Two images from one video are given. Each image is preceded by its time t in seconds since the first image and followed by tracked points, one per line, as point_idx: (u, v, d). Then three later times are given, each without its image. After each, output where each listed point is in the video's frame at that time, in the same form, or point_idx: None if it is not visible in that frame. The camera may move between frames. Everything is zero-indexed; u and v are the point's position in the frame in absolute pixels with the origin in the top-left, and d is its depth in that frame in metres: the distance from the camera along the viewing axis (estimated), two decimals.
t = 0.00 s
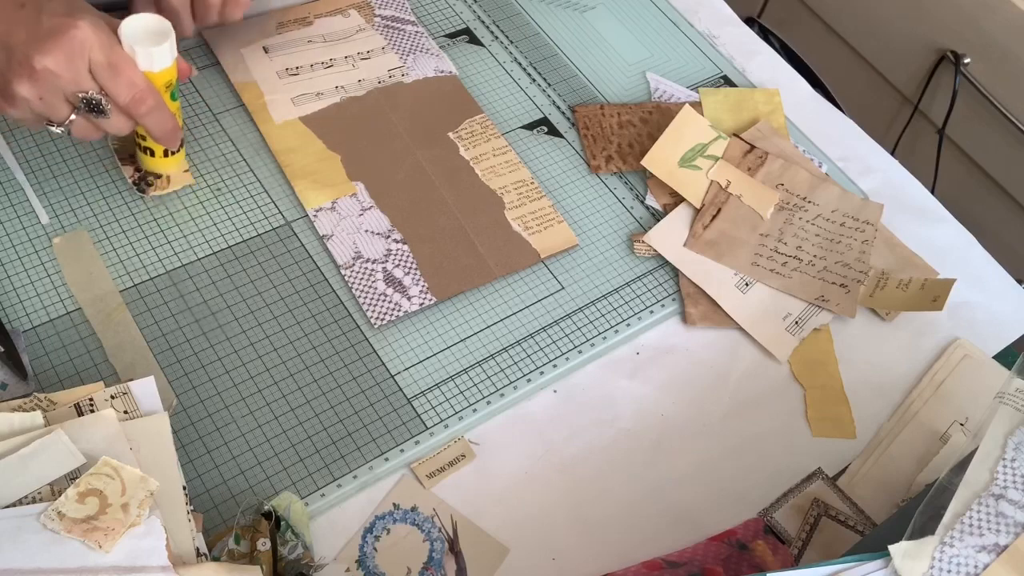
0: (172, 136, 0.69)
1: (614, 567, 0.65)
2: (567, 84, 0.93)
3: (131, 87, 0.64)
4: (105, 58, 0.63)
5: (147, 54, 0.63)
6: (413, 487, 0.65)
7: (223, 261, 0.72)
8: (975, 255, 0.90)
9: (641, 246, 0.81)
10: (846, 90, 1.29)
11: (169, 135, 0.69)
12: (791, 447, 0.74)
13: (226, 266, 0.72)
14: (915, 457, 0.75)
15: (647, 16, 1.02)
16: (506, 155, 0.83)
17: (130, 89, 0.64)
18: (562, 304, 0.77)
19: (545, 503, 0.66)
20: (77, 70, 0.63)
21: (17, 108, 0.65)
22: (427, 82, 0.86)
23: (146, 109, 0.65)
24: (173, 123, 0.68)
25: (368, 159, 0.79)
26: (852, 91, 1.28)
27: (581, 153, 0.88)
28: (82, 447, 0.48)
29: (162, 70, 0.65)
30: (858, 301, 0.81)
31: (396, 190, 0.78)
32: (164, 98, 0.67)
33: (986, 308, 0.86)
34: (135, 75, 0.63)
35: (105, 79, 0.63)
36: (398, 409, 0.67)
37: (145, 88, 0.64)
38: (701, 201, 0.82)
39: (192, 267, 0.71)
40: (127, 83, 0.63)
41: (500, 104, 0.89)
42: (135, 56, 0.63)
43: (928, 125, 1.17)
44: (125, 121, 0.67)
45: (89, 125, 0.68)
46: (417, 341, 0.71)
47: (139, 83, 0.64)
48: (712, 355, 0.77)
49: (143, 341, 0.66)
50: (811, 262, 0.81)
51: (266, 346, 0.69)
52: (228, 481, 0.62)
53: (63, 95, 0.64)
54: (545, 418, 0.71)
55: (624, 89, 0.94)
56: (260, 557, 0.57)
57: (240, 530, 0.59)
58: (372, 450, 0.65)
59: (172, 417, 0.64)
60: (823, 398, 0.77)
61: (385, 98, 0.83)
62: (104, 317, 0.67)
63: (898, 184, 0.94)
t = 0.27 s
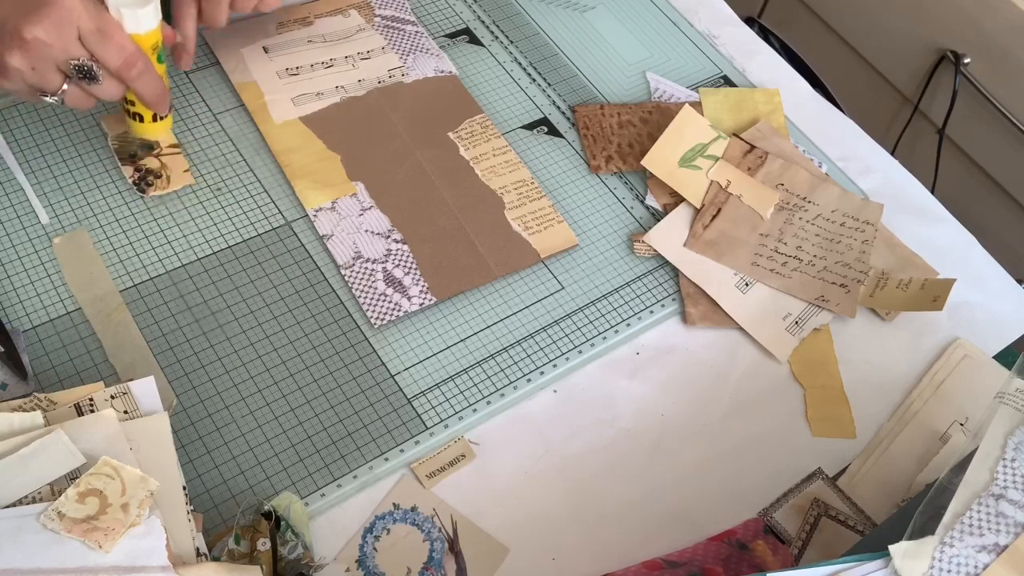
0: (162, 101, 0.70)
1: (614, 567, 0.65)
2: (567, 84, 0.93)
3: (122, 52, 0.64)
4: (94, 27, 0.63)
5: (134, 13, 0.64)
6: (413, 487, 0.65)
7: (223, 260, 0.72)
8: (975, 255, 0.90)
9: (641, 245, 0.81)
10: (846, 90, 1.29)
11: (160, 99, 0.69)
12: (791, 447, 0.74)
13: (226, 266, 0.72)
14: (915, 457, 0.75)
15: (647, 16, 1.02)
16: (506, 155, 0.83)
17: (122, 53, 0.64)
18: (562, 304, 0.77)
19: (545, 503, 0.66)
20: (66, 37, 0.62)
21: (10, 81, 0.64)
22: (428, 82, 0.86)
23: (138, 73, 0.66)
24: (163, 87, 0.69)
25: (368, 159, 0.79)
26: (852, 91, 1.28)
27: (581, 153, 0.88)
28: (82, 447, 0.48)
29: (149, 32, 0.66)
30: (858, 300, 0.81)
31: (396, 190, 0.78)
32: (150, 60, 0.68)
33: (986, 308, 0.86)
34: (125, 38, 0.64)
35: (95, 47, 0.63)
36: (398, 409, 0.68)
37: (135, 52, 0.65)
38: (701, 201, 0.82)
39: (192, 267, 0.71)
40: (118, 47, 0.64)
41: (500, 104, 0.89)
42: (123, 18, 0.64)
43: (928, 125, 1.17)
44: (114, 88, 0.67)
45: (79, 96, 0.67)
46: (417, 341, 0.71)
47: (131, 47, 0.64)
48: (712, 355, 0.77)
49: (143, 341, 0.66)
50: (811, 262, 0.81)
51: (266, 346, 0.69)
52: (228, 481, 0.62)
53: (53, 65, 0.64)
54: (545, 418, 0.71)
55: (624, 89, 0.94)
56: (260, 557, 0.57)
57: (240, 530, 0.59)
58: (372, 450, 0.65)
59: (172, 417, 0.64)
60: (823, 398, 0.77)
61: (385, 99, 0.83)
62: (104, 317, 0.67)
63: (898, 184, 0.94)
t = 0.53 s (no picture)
0: (114, 96, 0.72)
1: (614, 567, 0.65)
2: (567, 84, 0.93)
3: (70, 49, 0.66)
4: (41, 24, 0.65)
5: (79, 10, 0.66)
6: (413, 487, 0.65)
7: (222, 260, 0.72)
8: (975, 255, 0.90)
9: (641, 245, 0.81)
10: (846, 90, 1.29)
11: (113, 94, 0.71)
12: (790, 447, 0.74)
13: (226, 266, 0.72)
14: (915, 457, 0.75)
15: (647, 16, 1.02)
16: (506, 154, 0.83)
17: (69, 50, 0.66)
18: (562, 304, 0.77)
19: (545, 503, 0.66)
20: (14, 33, 0.65)
21: None
22: (427, 82, 0.86)
23: (87, 69, 0.68)
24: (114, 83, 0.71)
25: (368, 159, 0.79)
26: (852, 91, 1.28)
27: (581, 153, 0.88)
28: (82, 447, 0.48)
29: (97, 27, 0.68)
30: (858, 301, 0.81)
31: (396, 190, 0.78)
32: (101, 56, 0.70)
33: (986, 308, 0.86)
34: (73, 34, 0.66)
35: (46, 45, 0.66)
36: (398, 409, 0.68)
37: (83, 50, 0.67)
38: (701, 201, 0.82)
39: (192, 267, 0.71)
40: (66, 43, 0.66)
41: (500, 104, 0.89)
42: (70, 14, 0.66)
43: (928, 125, 1.17)
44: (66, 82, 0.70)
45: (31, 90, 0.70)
46: (417, 341, 0.71)
47: (78, 43, 0.66)
48: (712, 355, 0.77)
49: (143, 341, 0.66)
50: (811, 262, 0.81)
51: (266, 346, 0.69)
52: (228, 481, 0.62)
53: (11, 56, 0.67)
54: (545, 418, 0.71)
55: (624, 89, 0.94)
56: (260, 557, 0.57)
57: (240, 530, 0.59)
58: (372, 450, 0.65)
59: (172, 417, 0.64)
60: (823, 398, 0.77)
61: (385, 99, 0.83)
62: (104, 317, 0.67)
63: (898, 184, 0.94)
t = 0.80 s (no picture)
0: (118, 113, 0.71)
1: (614, 567, 0.65)
2: (567, 84, 0.93)
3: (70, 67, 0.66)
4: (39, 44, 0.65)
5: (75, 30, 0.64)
6: (413, 487, 0.65)
7: (222, 260, 0.72)
8: (975, 255, 0.90)
9: (641, 245, 0.81)
10: (846, 90, 1.29)
11: (116, 111, 0.70)
12: (791, 447, 0.74)
13: (226, 266, 0.72)
14: (916, 457, 0.75)
15: (647, 16, 1.02)
16: (506, 154, 0.83)
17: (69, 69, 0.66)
18: (562, 304, 0.77)
19: (545, 503, 0.66)
20: (13, 56, 0.66)
21: None
22: (427, 82, 0.86)
23: (87, 88, 0.67)
24: (117, 100, 0.70)
25: (368, 159, 0.79)
26: (852, 91, 1.28)
27: (581, 153, 0.88)
28: (82, 447, 0.48)
29: (100, 47, 0.66)
30: (858, 300, 0.81)
31: (396, 190, 0.78)
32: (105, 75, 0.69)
33: (986, 308, 0.86)
34: (69, 52, 0.65)
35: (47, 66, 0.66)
36: (398, 409, 0.68)
37: (83, 68, 0.66)
38: (701, 201, 0.82)
39: (192, 267, 0.71)
40: (61, 61, 0.65)
41: (500, 104, 0.89)
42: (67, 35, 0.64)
43: (928, 125, 1.17)
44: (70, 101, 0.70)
45: (35, 110, 0.70)
46: (417, 341, 0.71)
47: (75, 62, 0.66)
48: (712, 355, 0.77)
49: (143, 341, 0.66)
50: (811, 262, 0.81)
51: (266, 346, 0.69)
52: (228, 481, 0.62)
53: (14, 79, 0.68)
54: (545, 418, 0.71)
55: (624, 89, 0.94)
56: (260, 557, 0.57)
57: (240, 530, 0.59)
58: (373, 450, 0.65)
59: (172, 417, 0.64)
60: (823, 398, 0.77)
61: (385, 99, 0.83)
62: (104, 317, 0.67)
63: (898, 184, 0.94)
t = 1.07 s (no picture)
0: (139, 168, 0.70)
1: (614, 567, 0.65)
2: (567, 84, 0.93)
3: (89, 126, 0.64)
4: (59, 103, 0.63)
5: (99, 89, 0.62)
6: (413, 486, 0.65)
7: (222, 260, 0.72)
8: (975, 255, 0.90)
9: (641, 246, 0.81)
10: (846, 90, 1.29)
11: (135, 167, 0.70)
12: (790, 447, 0.74)
13: (226, 266, 0.72)
14: (916, 457, 0.75)
15: (647, 16, 1.02)
16: (506, 154, 0.84)
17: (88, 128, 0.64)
18: (562, 304, 0.77)
19: (545, 503, 0.66)
20: (30, 112, 0.64)
21: None
22: (427, 82, 0.86)
23: (107, 145, 0.65)
24: (138, 155, 0.69)
25: (368, 159, 0.79)
26: (852, 91, 1.28)
27: (581, 153, 0.88)
28: (82, 447, 0.48)
29: (122, 104, 0.64)
30: (858, 300, 0.81)
31: (396, 191, 0.78)
32: (127, 132, 0.67)
33: (986, 308, 0.86)
34: (90, 110, 0.63)
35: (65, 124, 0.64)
36: (398, 409, 0.68)
37: (103, 128, 0.64)
38: (701, 201, 0.82)
39: (192, 267, 0.71)
40: (82, 119, 0.63)
41: (500, 104, 0.89)
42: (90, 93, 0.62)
43: (928, 125, 1.17)
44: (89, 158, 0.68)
45: (53, 166, 0.69)
46: (417, 341, 0.71)
47: (95, 120, 0.64)
48: (712, 355, 0.77)
49: (143, 341, 0.66)
50: (811, 262, 0.81)
51: (266, 346, 0.69)
52: (228, 481, 0.62)
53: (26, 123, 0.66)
54: (545, 418, 0.71)
55: (624, 89, 0.94)
56: (259, 557, 0.57)
57: (240, 530, 0.59)
58: (373, 450, 0.65)
59: (172, 417, 0.64)
60: (823, 398, 0.77)
61: (385, 99, 0.83)
62: (104, 317, 0.67)
63: (898, 184, 0.94)
